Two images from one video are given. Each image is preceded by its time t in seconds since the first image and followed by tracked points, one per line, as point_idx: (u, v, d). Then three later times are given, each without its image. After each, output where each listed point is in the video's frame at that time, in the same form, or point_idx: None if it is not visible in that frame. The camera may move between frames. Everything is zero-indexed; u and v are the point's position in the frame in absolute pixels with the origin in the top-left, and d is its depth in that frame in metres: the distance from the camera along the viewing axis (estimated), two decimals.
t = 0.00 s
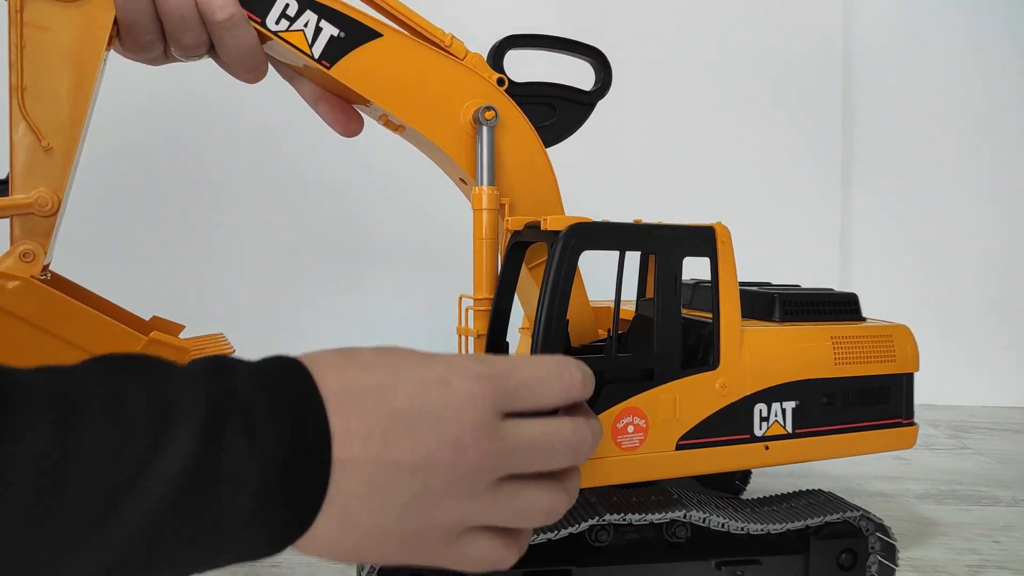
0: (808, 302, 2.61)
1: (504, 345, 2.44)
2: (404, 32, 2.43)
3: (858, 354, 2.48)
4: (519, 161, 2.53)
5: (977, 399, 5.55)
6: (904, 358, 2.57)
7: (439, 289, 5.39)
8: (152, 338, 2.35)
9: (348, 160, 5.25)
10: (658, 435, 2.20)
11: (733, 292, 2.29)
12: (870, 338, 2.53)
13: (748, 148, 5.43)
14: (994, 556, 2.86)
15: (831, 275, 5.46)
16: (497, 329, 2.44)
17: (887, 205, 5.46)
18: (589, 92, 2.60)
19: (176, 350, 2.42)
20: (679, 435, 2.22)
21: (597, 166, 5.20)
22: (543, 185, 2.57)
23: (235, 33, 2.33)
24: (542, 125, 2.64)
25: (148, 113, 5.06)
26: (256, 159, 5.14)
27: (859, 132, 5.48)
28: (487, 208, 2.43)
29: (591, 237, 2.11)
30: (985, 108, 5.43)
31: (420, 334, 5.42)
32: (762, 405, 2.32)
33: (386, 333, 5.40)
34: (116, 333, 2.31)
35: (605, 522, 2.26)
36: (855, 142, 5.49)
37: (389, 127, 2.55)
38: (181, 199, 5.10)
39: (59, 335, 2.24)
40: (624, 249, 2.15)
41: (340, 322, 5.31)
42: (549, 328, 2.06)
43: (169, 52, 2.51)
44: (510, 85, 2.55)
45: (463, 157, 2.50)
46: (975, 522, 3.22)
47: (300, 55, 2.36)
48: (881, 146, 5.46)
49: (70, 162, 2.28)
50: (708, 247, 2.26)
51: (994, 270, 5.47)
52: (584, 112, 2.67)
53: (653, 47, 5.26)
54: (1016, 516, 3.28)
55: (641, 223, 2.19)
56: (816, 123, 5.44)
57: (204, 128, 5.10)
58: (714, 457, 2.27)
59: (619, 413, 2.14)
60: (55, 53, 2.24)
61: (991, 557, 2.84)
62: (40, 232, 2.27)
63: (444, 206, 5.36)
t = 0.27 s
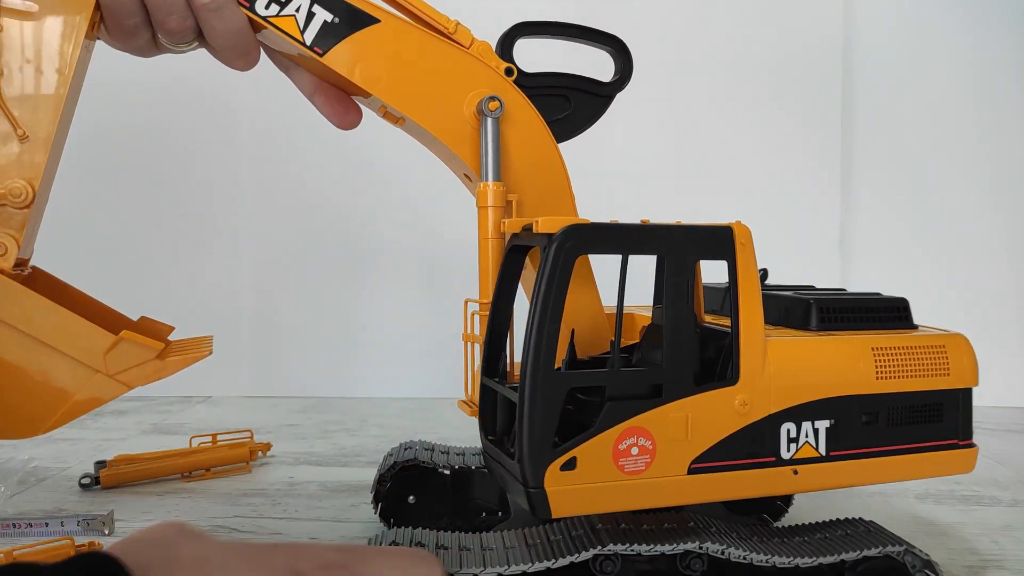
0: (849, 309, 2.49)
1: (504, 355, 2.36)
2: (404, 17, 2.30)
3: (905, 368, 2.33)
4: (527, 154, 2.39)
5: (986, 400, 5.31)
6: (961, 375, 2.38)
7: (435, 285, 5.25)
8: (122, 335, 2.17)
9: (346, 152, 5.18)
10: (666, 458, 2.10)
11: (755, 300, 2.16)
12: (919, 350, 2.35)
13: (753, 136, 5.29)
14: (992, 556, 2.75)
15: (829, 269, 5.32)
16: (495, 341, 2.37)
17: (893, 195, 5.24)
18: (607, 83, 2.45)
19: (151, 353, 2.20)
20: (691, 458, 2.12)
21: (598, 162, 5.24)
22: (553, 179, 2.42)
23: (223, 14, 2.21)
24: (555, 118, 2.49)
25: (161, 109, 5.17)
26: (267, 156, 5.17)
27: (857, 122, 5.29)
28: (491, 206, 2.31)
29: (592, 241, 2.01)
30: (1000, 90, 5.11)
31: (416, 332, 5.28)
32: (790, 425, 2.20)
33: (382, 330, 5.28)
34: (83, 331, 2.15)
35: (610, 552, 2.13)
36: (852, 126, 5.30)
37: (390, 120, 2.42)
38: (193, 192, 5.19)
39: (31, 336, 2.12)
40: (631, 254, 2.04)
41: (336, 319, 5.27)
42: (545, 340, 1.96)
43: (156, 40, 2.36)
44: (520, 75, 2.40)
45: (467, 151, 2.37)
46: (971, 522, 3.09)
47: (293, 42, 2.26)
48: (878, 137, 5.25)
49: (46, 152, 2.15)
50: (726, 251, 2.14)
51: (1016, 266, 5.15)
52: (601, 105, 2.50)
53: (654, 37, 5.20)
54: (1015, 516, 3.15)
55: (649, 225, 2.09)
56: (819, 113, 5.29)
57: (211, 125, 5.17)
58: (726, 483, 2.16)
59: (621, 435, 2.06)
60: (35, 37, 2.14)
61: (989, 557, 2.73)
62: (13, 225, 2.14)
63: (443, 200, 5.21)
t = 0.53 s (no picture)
0: (854, 309, 2.47)
1: (501, 355, 2.35)
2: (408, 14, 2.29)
3: (912, 370, 2.31)
4: (530, 153, 2.38)
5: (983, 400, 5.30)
6: (968, 378, 2.36)
7: (435, 285, 5.24)
8: (123, 327, 2.15)
9: (347, 150, 5.16)
10: (665, 458, 2.08)
11: (756, 301, 2.15)
12: (926, 353, 2.34)
13: (754, 135, 5.26)
14: (994, 556, 2.73)
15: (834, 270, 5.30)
16: (493, 341, 2.36)
17: (893, 195, 5.23)
18: (611, 82, 2.44)
19: (149, 347, 2.17)
20: (690, 461, 2.10)
21: (599, 162, 5.23)
22: (556, 179, 2.41)
23: (226, 9, 2.20)
24: (558, 118, 2.48)
25: (161, 107, 5.14)
26: (269, 155, 5.16)
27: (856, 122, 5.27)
28: (492, 204, 2.30)
29: (587, 240, 1.99)
30: (1003, 92, 5.11)
31: (416, 332, 5.27)
32: (793, 427, 2.19)
33: (382, 330, 5.27)
34: (84, 323, 2.13)
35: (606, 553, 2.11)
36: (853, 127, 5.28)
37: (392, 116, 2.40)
38: (194, 190, 5.19)
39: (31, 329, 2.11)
40: (629, 254, 2.02)
41: (336, 319, 5.26)
42: (541, 341, 1.95)
43: (162, 32, 2.35)
44: (523, 74, 2.39)
45: (469, 149, 2.35)
46: (972, 522, 3.07)
47: (296, 36, 2.24)
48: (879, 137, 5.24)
49: (48, 143, 2.13)
50: (728, 252, 2.13)
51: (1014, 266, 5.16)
52: (606, 104, 2.49)
53: (656, 36, 5.19)
54: (1018, 516, 3.13)
55: (646, 225, 2.07)
56: (821, 111, 5.25)
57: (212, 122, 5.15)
58: (726, 485, 2.14)
59: (618, 436, 2.05)
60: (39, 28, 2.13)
61: (989, 557, 2.71)
62: (15, 216, 2.13)
63: (445, 199, 5.19)
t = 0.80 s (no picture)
0: (853, 309, 2.47)
1: (501, 355, 2.36)
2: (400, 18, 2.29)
3: (910, 369, 2.31)
4: (525, 155, 2.37)
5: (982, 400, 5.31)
6: (968, 377, 2.36)
7: (434, 285, 5.23)
8: (121, 338, 2.15)
9: (346, 150, 5.16)
10: (665, 458, 2.08)
11: (756, 300, 2.15)
12: (925, 352, 2.34)
13: (754, 135, 5.26)
14: (994, 556, 2.73)
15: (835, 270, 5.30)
16: (493, 342, 2.36)
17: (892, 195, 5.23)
18: (609, 82, 2.44)
19: (149, 356, 2.17)
20: (690, 460, 2.11)
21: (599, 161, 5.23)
22: (552, 179, 2.40)
23: (218, 18, 2.19)
24: (556, 118, 2.48)
25: (160, 107, 5.15)
26: (269, 155, 5.16)
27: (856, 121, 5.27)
28: (488, 207, 2.30)
29: (587, 239, 2.00)
30: (1002, 92, 5.11)
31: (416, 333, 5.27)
32: (793, 427, 2.19)
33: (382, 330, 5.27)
34: (84, 329, 2.13)
35: (608, 554, 2.12)
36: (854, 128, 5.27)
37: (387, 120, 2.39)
38: (194, 190, 5.19)
39: (30, 333, 2.10)
40: (628, 255, 2.03)
41: (336, 319, 5.26)
42: (540, 340, 1.95)
43: (154, 43, 2.35)
44: (519, 75, 2.39)
45: (465, 152, 2.34)
46: (972, 522, 3.07)
47: (288, 43, 2.24)
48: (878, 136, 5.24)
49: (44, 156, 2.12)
50: (727, 251, 2.13)
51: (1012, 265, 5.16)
52: (604, 103, 2.49)
53: (655, 35, 5.20)
54: (1018, 516, 3.13)
55: (645, 224, 2.08)
56: (820, 111, 5.25)
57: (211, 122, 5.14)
58: (727, 485, 2.15)
59: (618, 435, 2.05)
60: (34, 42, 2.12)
61: (990, 557, 2.71)
62: (13, 227, 2.12)
63: (444, 199, 5.19)
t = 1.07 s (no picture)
0: (854, 309, 2.47)
1: (501, 355, 2.36)
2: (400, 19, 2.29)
3: (911, 369, 2.31)
4: (525, 155, 2.37)
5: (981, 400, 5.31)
6: (968, 377, 2.36)
7: (434, 285, 5.23)
8: (121, 339, 2.14)
9: (346, 149, 5.16)
10: (666, 458, 2.08)
11: (756, 300, 2.15)
12: (925, 352, 2.34)
13: (754, 134, 5.26)
14: (994, 556, 2.73)
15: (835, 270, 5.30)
16: (494, 342, 2.37)
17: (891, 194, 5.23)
18: (608, 81, 2.44)
19: (149, 358, 2.16)
20: (690, 460, 2.11)
21: (598, 161, 5.23)
22: (551, 179, 2.40)
23: (217, 19, 2.19)
24: (556, 118, 2.48)
25: (160, 106, 5.15)
26: (268, 154, 5.16)
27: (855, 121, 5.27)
28: (487, 207, 2.30)
29: (588, 239, 2.00)
30: (1000, 92, 5.12)
31: (415, 332, 5.27)
32: (793, 427, 2.19)
33: (382, 330, 5.27)
34: (84, 330, 2.13)
35: (608, 554, 2.12)
36: (855, 128, 5.27)
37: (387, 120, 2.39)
38: (194, 190, 5.19)
39: (28, 334, 2.10)
40: (630, 254, 2.03)
41: (336, 319, 5.26)
42: (540, 341, 1.95)
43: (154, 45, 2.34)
44: (518, 74, 2.39)
45: (464, 152, 2.34)
46: (972, 522, 3.07)
47: (287, 43, 2.23)
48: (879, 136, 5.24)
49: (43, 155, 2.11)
50: (728, 250, 2.13)
51: (1010, 264, 5.16)
52: (603, 103, 2.49)
53: (654, 34, 5.19)
54: (1018, 516, 3.13)
55: (645, 224, 2.08)
56: (819, 111, 5.25)
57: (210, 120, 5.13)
58: (727, 485, 2.15)
59: (618, 436, 2.05)
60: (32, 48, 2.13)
61: (990, 557, 2.71)
62: (12, 230, 2.12)
63: (443, 199, 5.18)
